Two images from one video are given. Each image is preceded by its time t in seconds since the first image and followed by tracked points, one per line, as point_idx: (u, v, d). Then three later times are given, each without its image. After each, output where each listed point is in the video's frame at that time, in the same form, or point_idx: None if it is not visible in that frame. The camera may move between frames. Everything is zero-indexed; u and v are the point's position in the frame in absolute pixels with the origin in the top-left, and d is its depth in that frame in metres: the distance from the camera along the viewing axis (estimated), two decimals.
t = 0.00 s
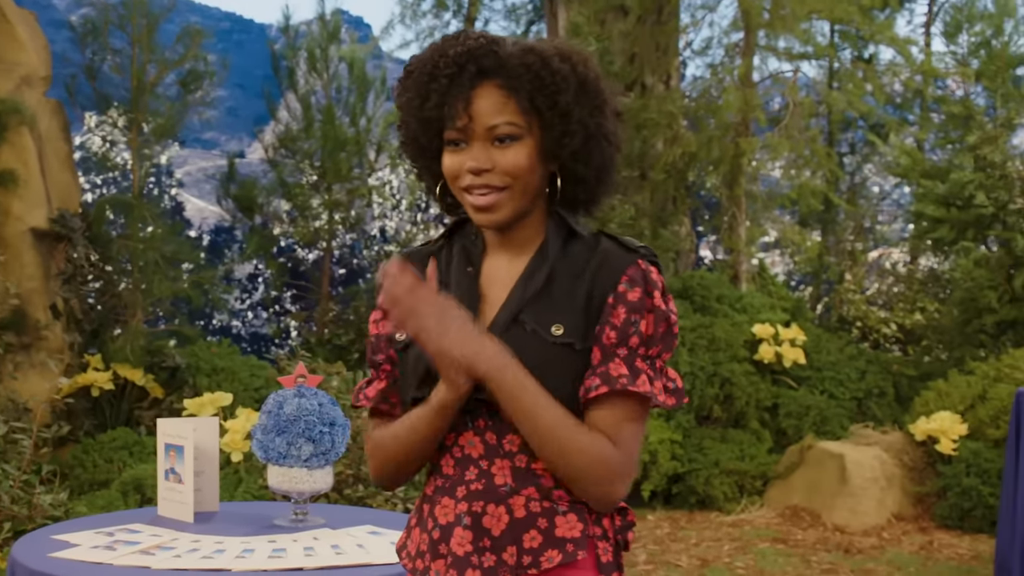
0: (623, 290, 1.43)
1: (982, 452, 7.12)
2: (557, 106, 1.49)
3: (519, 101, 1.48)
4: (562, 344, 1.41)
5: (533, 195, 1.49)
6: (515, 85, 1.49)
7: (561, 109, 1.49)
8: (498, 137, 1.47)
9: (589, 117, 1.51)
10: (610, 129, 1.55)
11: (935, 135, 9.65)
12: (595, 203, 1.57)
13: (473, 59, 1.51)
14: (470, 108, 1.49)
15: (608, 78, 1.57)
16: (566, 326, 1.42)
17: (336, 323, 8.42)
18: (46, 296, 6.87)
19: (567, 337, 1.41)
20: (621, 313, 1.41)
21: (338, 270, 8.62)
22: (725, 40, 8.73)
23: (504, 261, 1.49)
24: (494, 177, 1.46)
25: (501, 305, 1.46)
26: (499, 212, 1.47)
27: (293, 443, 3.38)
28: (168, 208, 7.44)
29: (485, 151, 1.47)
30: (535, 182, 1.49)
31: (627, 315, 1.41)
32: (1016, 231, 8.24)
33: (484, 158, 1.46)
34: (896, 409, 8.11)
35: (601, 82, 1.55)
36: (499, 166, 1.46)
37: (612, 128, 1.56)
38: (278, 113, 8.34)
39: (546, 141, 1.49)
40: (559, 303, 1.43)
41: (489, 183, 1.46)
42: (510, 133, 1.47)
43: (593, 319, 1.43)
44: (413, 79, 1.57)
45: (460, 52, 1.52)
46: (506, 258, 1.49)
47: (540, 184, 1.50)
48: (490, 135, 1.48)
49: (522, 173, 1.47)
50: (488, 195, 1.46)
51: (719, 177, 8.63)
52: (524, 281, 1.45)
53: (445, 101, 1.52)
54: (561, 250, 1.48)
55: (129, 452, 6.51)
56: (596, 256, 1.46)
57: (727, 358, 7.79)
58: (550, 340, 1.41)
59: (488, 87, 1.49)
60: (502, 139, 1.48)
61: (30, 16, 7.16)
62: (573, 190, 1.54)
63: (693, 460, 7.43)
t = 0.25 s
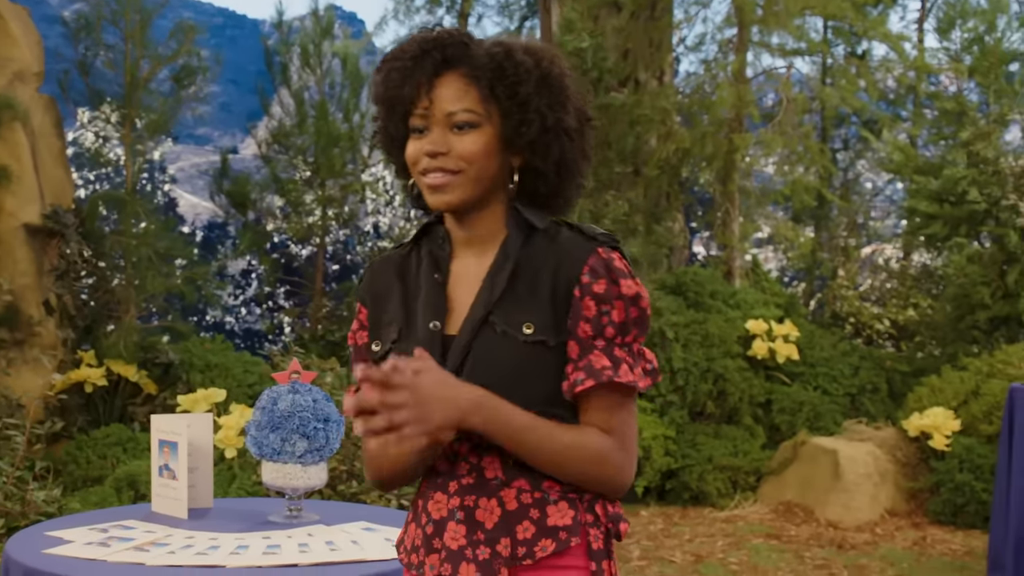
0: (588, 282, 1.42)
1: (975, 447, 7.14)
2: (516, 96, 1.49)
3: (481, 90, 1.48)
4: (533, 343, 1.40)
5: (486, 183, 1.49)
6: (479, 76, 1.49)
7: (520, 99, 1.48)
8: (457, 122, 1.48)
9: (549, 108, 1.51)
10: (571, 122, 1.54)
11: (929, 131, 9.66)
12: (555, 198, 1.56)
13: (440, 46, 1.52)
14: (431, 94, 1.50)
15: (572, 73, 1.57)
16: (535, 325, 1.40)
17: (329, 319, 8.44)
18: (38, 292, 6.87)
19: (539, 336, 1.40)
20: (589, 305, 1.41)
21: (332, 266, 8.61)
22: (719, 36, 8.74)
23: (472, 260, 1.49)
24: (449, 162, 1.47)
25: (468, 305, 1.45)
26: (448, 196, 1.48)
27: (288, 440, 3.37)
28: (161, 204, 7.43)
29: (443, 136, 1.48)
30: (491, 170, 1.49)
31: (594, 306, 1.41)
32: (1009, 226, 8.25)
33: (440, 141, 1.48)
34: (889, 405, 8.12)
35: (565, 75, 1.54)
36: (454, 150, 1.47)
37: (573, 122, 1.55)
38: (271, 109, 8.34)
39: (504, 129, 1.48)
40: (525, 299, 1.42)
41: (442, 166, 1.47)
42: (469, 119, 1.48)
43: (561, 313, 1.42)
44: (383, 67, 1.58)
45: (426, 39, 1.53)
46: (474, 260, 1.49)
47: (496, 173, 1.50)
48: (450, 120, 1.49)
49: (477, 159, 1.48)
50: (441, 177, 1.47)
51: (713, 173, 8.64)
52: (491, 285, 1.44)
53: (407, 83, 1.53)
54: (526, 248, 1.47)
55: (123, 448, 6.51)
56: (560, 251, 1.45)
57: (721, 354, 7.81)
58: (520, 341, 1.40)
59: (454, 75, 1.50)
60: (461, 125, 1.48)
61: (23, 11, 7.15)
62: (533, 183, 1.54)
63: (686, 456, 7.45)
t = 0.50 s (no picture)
0: (576, 275, 1.42)
1: (974, 445, 7.14)
2: (463, 94, 1.48)
3: (432, 96, 1.49)
4: (530, 340, 1.42)
5: (464, 184, 1.49)
6: (428, 82, 1.49)
7: (467, 96, 1.47)
8: (418, 132, 1.48)
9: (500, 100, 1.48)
10: (529, 111, 1.51)
11: (927, 129, 9.67)
12: (529, 189, 1.53)
13: (389, 64, 1.53)
14: (393, 111, 1.52)
15: (528, 62, 1.53)
16: (531, 322, 1.42)
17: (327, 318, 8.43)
18: (37, 290, 6.85)
19: (535, 332, 1.42)
20: (577, 298, 1.41)
21: (330, 264, 8.61)
22: (717, 34, 8.74)
23: (463, 261, 1.50)
24: (418, 172, 1.47)
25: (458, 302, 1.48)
26: (425, 206, 1.48)
27: (287, 439, 3.36)
28: (159, 202, 7.43)
29: (408, 148, 1.49)
30: (461, 171, 1.48)
31: (581, 298, 1.41)
32: (1007, 224, 8.26)
33: (406, 155, 1.48)
34: (887, 403, 8.12)
35: (516, 65, 1.51)
36: (422, 159, 1.47)
37: (531, 110, 1.51)
38: (269, 107, 8.33)
39: (462, 130, 1.47)
40: (517, 294, 1.44)
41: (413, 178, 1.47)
42: (428, 127, 1.48)
43: (555, 306, 1.43)
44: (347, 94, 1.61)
45: (378, 58, 1.54)
46: (464, 261, 1.50)
47: (469, 173, 1.49)
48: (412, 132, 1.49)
49: (443, 163, 1.47)
50: (414, 189, 1.47)
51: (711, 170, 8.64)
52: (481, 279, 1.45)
53: (371, 106, 1.56)
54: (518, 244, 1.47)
55: (122, 447, 6.50)
56: (552, 245, 1.46)
57: (719, 352, 7.82)
58: (518, 339, 1.42)
59: (407, 88, 1.51)
60: (422, 134, 1.48)
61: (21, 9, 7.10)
62: (502, 177, 1.51)
63: (685, 454, 7.46)
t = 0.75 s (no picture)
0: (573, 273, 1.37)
1: (971, 442, 7.14)
2: (477, 87, 1.41)
3: (449, 90, 1.42)
4: (531, 331, 1.38)
5: (480, 180, 1.42)
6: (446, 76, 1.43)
7: (482, 91, 1.40)
8: (434, 126, 1.42)
9: (515, 95, 1.41)
10: (544, 109, 1.43)
11: (924, 125, 9.69)
12: (539, 187, 1.45)
13: (412, 57, 1.50)
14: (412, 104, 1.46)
15: (549, 60, 1.45)
16: (533, 314, 1.38)
17: (326, 315, 8.33)
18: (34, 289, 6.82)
19: (535, 324, 1.37)
20: (569, 293, 1.36)
21: (327, 261, 8.62)
22: (714, 31, 8.74)
23: (470, 252, 1.46)
24: (435, 166, 1.40)
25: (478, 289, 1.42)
26: (443, 200, 1.41)
27: (284, 436, 3.33)
28: (156, 199, 7.43)
29: (422, 142, 1.42)
30: (477, 167, 1.41)
31: (573, 294, 1.36)
32: (1003, 221, 8.29)
33: (422, 147, 1.41)
34: (885, 399, 8.12)
35: (533, 61, 1.43)
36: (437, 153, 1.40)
37: (546, 108, 1.43)
38: (266, 105, 8.33)
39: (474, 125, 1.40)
40: (528, 284, 1.38)
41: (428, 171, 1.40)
42: (446, 121, 1.41)
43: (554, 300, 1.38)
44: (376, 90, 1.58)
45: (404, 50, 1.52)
46: (477, 251, 1.45)
47: (483, 170, 1.42)
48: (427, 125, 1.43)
49: (458, 157, 1.40)
50: (430, 183, 1.40)
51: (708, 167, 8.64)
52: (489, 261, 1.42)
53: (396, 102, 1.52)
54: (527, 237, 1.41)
55: (118, 445, 6.48)
56: (554, 239, 1.41)
57: (716, 350, 7.85)
58: (516, 328, 1.38)
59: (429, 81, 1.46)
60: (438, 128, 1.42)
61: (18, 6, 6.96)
62: (512, 175, 1.44)
63: (683, 452, 7.45)
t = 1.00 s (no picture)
0: (600, 267, 1.41)
1: (959, 436, 7.16)
2: (504, 78, 1.45)
3: (475, 79, 1.45)
4: (551, 324, 1.40)
5: (499, 173, 1.45)
6: (471, 66, 1.46)
7: (510, 82, 1.44)
8: (457, 115, 1.45)
9: (542, 87, 1.45)
10: (569, 101, 1.47)
11: (913, 120, 9.71)
12: (564, 179, 1.51)
13: (433, 46, 1.51)
14: (432, 93, 1.48)
15: (571, 54, 1.50)
16: (555, 306, 1.40)
17: (315, 310, 8.42)
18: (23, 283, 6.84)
19: (556, 318, 1.40)
20: (597, 288, 1.40)
21: (317, 256, 8.62)
22: (704, 26, 8.75)
23: (490, 246, 1.48)
24: (455, 155, 1.44)
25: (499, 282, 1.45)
26: (460, 188, 1.44)
27: (274, 432, 3.32)
28: (145, 194, 7.42)
29: (445, 131, 1.45)
30: (497, 159, 1.45)
31: (602, 289, 1.40)
32: (992, 216, 8.32)
33: (443, 137, 1.44)
34: (874, 394, 8.14)
35: (559, 54, 1.48)
36: (459, 143, 1.44)
37: (570, 101, 1.48)
38: (255, 99, 8.31)
39: (501, 115, 1.44)
40: (550, 277, 1.41)
41: (451, 160, 1.43)
42: (469, 111, 1.45)
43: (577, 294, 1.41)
44: (390, 78, 1.58)
45: (421, 40, 1.52)
46: (495, 244, 1.48)
47: (503, 161, 1.45)
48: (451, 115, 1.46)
49: (482, 148, 1.44)
50: (451, 173, 1.44)
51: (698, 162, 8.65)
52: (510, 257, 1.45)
53: (411, 89, 1.53)
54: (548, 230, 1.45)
55: (108, 440, 6.46)
56: (578, 234, 1.43)
57: (706, 344, 7.85)
58: (538, 320, 1.40)
59: (449, 71, 1.48)
60: (461, 118, 1.45)
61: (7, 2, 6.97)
62: (539, 168, 1.48)
63: (672, 446, 7.46)
